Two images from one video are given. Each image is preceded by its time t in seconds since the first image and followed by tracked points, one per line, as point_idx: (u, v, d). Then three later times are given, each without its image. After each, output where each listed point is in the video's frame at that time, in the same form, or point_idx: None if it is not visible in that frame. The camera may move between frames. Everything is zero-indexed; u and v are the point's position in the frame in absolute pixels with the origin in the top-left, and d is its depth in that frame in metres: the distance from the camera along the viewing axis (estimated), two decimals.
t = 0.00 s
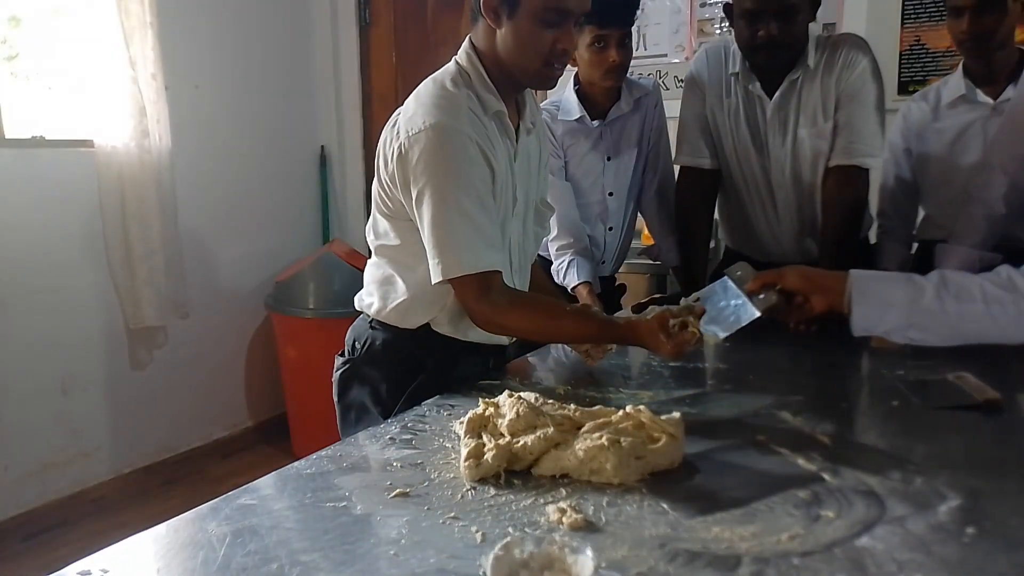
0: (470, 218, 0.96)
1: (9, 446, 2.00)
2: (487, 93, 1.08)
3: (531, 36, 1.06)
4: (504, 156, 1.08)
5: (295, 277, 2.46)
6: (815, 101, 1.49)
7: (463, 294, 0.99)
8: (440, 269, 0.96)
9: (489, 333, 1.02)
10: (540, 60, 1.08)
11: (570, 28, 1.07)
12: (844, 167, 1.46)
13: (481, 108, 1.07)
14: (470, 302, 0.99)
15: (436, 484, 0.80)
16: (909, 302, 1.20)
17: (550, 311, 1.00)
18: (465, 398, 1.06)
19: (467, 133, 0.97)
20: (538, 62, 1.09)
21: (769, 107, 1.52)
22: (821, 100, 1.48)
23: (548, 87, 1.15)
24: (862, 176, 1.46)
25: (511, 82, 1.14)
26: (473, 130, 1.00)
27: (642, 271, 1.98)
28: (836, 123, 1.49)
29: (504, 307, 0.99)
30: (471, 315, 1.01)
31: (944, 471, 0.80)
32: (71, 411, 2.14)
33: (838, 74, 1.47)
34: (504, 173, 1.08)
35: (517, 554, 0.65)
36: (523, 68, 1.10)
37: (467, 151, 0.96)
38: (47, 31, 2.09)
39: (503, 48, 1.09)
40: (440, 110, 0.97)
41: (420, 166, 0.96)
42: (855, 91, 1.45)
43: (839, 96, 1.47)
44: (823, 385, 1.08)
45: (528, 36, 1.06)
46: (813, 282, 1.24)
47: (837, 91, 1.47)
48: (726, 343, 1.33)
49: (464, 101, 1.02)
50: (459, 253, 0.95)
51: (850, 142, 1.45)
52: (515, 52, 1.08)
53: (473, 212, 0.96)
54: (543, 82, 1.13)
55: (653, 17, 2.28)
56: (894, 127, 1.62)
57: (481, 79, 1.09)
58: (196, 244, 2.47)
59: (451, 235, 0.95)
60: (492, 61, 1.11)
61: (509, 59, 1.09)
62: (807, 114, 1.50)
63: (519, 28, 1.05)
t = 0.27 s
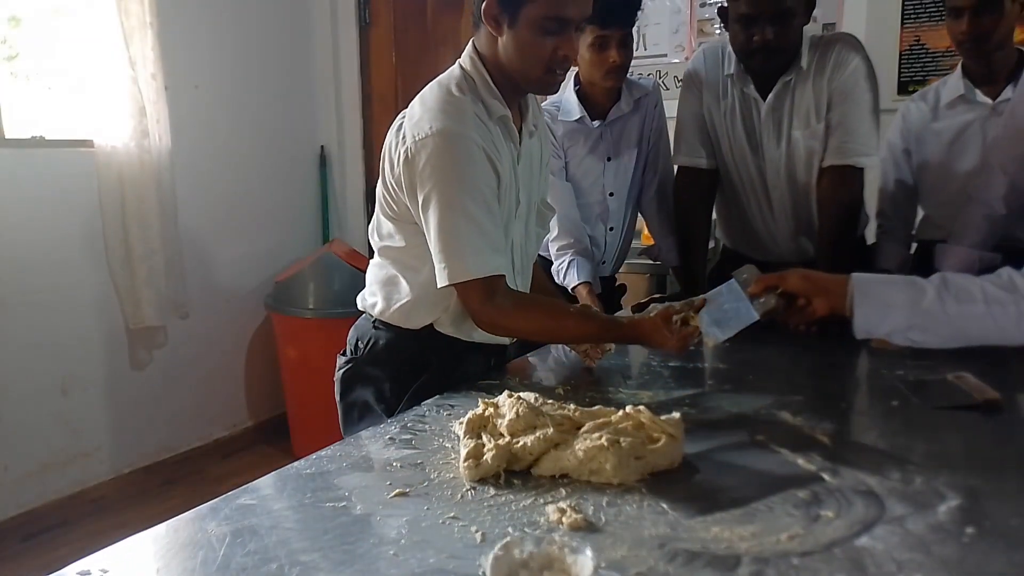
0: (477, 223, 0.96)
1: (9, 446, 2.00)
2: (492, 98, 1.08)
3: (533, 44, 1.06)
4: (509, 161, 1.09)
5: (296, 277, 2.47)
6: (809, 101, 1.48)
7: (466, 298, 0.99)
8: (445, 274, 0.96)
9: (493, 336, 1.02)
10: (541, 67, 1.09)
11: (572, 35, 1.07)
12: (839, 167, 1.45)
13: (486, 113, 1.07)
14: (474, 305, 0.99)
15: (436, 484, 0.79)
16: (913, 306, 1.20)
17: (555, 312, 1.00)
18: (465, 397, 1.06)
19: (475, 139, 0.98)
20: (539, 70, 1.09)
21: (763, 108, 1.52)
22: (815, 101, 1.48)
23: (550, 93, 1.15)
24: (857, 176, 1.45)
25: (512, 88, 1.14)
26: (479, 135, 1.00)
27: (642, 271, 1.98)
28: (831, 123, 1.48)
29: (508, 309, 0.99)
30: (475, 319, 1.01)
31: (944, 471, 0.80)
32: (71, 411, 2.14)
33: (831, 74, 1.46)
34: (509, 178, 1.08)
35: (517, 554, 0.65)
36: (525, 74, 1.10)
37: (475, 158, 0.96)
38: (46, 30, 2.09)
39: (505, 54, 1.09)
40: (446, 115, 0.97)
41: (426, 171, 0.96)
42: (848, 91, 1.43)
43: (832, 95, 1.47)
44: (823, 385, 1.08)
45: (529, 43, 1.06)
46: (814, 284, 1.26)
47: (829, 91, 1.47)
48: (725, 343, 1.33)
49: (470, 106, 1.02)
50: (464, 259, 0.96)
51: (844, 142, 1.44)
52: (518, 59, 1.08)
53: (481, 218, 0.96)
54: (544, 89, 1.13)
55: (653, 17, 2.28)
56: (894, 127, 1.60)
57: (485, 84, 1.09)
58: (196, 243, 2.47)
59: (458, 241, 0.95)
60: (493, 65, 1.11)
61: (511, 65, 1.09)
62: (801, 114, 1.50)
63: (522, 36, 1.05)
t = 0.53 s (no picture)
0: (475, 225, 0.96)
1: (9, 446, 2.00)
2: (485, 98, 1.08)
3: (521, 45, 1.06)
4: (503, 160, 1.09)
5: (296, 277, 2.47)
6: (805, 101, 1.48)
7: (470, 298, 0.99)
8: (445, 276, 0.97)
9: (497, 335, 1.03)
10: (530, 69, 1.09)
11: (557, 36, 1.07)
12: (835, 167, 1.45)
13: (479, 113, 1.07)
14: (475, 303, 1.00)
15: (436, 484, 0.80)
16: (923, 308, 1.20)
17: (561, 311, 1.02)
18: (465, 396, 1.06)
19: (470, 141, 0.98)
20: (528, 72, 1.09)
21: (758, 108, 1.52)
22: (811, 101, 1.48)
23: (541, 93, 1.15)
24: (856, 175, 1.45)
25: (502, 89, 1.14)
26: (475, 137, 1.00)
27: (642, 270, 1.98)
28: (826, 123, 1.48)
29: (516, 309, 1.00)
30: (477, 319, 1.01)
31: (943, 471, 0.80)
32: (71, 411, 2.14)
33: (827, 75, 1.46)
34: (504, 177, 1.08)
35: (516, 554, 0.65)
36: (514, 76, 1.10)
37: (471, 160, 0.96)
38: (46, 30, 2.09)
39: (494, 56, 1.08)
40: (440, 117, 0.97)
41: (422, 175, 0.96)
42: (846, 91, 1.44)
43: (827, 95, 1.47)
44: (823, 385, 1.08)
45: (515, 45, 1.06)
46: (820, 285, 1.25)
47: (825, 90, 1.47)
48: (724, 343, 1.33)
49: (464, 108, 1.02)
50: (463, 260, 0.96)
51: (840, 142, 1.45)
52: (507, 61, 1.08)
53: (480, 220, 0.96)
54: (534, 90, 1.13)
55: (652, 17, 2.28)
56: (894, 127, 1.60)
57: (478, 82, 1.08)
58: (196, 243, 2.47)
59: (456, 243, 0.95)
60: (483, 67, 1.11)
61: (500, 67, 1.09)
62: (796, 114, 1.50)
63: (511, 38, 1.05)
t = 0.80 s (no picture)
0: (414, 216, 1.00)
1: (9, 446, 2.00)
2: (466, 100, 1.13)
3: (500, 41, 1.09)
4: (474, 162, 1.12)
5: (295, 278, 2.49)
6: (804, 100, 1.47)
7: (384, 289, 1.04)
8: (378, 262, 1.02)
9: (396, 331, 1.06)
10: (510, 64, 1.11)
11: (530, 28, 1.08)
12: (834, 167, 1.45)
13: (454, 113, 1.12)
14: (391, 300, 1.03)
15: (436, 483, 0.80)
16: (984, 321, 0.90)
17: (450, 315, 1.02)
18: (464, 398, 1.06)
19: (426, 136, 1.03)
20: (509, 66, 1.12)
21: (757, 108, 1.51)
22: (810, 102, 1.47)
23: (527, 85, 1.17)
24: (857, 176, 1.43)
25: (490, 86, 1.17)
26: (435, 133, 1.05)
27: (642, 270, 1.98)
28: (824, 123, 1.47)
29: (407, 306, 1.03)
30: (381, 309, 1.06)
31: (944, 470, 0.80)
32: (71, 412, 2.14)
33: (826, 75, 1.43)
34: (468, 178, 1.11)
35: (515, 553, 0.65)
36: (496, 71, 1.13)
37: (420, 153, 1.01)
38: (45, 29, 2.09)
39: (478, 52, 1.12)
40: (401, 116, 1.03)
41: (377, 161, 1.02)
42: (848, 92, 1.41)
43: (825, 96, 1.45)
44: (823, 384, 1.08)
45: (491, 39, 1.09)
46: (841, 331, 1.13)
47: (824, 90, 1.45)
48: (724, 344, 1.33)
49: (435, 105, 1.08)
50: (398, 249, 1.00)
51: (839, 142, 1.44)
52: (489, 56, 1.11)
53: (419, 211, 1.01)
54: (520, 83, 1.15)
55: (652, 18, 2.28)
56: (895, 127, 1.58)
57: (461, 82, 1.13)
58: (196, 243, 2.47)
59: (395, 233, 1.00)
60: (470, 64, 1.15)
61: (485, 64, 1.13)
62: (795, 114, 1.49)
63: (493, 31, 1.09)
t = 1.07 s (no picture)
0: (354, 201, 0.93)
1: (9, 446, 2.00)
2: (427, 88, 1.07)
3: (466, 28, 1.02)
4: (428, 152, 1.05)
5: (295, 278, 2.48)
6: (803, 100, 1.48)
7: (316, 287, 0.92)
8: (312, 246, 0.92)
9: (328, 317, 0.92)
10: (476, 54, 1.05)
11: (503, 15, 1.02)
12: (833, 167, 1.46)
13: (412, 100, 1.06)
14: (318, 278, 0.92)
15: (436, 484, 0.80)
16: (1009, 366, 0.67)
17: (376, 309, 0.88)
18: (462, 403, 1.06)
19: (374, 119, 0.97)
20: (475, 56, 1.05)
21: (756, 108, 1.51)
22: (808, 102, 1.48)
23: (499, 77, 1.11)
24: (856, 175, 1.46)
25: (461, 76, 1.11)
26: (386, 117, 0.99)
27: (642, 270, 1.97)
28: (823, 123, 1.48)
29: (334, 298, 0.90)
30: (312, 303, 0.93)
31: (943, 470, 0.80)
32: (71, 412, 2.14)
33: (826, 74, 1.46)
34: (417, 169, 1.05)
35: (516, 553, 0.65)
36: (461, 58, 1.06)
37: (367, 135, 0.96)
38: (46, 29, 2.09)
39: (445, 41, 1.06)
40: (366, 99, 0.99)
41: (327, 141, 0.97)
42: (849, 91, 1.44)
43: (825, 96, 1.47)
44: (823, 384, 1.08)
45: (460, 27, 1.03)
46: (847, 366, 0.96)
47: (823, 91, 1.47)
48: (724, 344, 1.33)
49: (392, 92, 1.03)
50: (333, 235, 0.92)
51: (839, 142, 1.45)
52: (454, 45, 1.05)
53: (359, 198, 0.94)
54: (491, 75, 1.09)
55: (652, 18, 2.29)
56: (894, 128, 1.57)
57: (423, 71, 1.07)
58: (196, 243, 2.47)
59: (330, 217, 0.92)
60: (437, 53, 1.10)
61: (452, 54, 1.06)
62: (795, 114, 1.49)
63: (460, 18, 1.03)
